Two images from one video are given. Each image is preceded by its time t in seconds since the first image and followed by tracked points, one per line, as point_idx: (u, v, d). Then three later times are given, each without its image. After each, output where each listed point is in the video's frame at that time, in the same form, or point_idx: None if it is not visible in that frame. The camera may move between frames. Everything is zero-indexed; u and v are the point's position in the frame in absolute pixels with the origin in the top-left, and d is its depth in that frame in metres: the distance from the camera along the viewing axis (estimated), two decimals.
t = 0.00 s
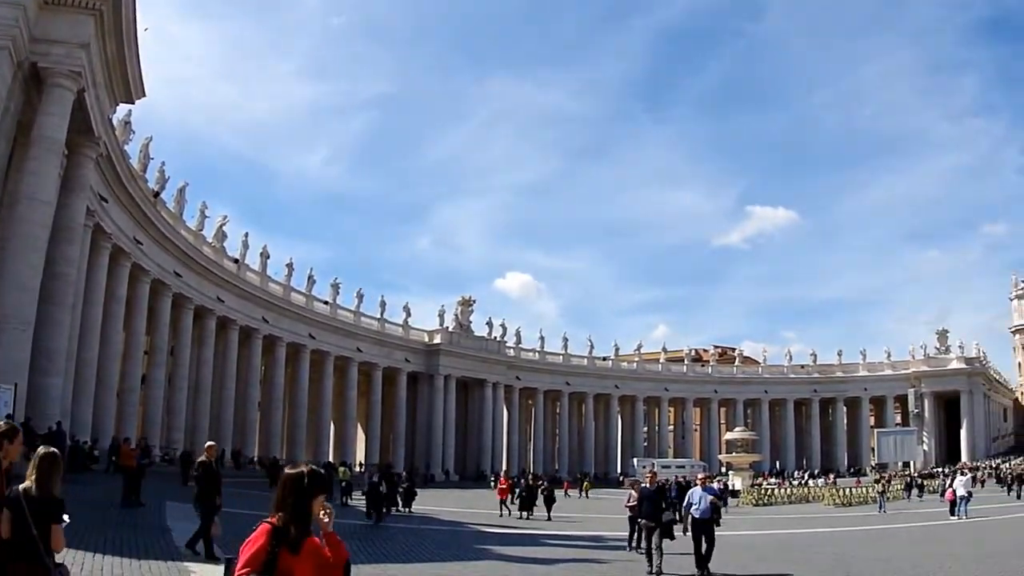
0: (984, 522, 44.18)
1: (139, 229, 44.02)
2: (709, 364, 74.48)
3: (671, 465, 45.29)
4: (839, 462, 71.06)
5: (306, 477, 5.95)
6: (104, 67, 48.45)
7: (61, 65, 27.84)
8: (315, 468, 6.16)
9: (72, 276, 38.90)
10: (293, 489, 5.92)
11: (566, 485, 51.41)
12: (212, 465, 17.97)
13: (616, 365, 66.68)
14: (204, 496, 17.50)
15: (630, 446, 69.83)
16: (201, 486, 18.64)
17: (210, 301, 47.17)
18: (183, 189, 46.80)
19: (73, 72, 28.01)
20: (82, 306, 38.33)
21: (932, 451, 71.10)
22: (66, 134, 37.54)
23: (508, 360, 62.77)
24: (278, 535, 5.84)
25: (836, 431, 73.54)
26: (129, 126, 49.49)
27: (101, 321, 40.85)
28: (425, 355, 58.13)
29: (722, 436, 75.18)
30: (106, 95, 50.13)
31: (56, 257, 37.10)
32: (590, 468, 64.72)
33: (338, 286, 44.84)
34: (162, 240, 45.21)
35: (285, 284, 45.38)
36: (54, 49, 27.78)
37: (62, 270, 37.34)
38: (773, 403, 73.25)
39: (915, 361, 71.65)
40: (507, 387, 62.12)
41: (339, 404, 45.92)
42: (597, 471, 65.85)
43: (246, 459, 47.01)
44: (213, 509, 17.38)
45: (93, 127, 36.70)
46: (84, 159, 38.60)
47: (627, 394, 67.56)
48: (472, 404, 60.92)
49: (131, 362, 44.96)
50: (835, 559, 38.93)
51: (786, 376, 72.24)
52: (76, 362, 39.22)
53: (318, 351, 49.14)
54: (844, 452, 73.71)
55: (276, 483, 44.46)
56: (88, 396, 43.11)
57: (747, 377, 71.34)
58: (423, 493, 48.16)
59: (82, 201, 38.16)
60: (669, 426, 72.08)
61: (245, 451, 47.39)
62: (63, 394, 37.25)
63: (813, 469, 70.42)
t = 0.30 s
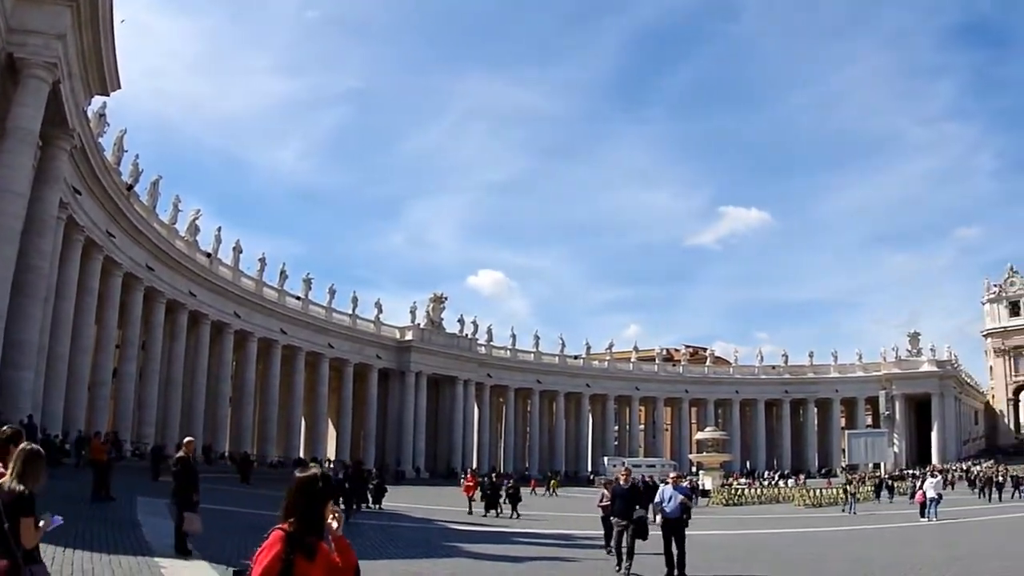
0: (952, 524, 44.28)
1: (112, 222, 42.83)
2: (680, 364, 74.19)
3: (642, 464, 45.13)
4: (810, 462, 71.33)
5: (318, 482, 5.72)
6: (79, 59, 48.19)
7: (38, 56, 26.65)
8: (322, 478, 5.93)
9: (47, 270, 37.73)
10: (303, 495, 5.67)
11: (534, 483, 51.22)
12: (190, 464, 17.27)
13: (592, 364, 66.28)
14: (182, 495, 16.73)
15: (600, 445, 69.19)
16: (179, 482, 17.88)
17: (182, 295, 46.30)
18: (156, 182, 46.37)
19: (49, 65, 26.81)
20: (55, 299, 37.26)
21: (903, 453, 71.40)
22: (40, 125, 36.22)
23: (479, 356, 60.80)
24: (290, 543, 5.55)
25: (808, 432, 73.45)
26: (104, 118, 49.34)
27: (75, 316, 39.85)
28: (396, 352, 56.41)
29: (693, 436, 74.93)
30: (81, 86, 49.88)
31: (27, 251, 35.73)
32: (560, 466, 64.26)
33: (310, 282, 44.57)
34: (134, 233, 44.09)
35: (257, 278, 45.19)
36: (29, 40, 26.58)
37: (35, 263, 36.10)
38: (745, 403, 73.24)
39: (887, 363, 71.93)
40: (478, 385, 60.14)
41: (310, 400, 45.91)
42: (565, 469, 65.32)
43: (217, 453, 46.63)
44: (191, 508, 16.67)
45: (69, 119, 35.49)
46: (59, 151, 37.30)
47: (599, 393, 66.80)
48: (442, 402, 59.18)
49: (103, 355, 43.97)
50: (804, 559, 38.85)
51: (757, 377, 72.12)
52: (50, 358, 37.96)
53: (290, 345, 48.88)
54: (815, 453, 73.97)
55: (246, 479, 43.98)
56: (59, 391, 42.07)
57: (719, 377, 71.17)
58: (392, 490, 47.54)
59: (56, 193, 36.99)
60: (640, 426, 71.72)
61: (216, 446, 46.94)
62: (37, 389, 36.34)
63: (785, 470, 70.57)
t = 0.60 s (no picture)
0: (924, 524, 44.40)
1: (86, 218, 41.49)
2: (653, 364, 74.00)
3: (616, 463, 45.04)
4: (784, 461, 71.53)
5: (339, 482, 5.56)
6: (55, 55, 48.02)
7: (13, 51, 25.08)
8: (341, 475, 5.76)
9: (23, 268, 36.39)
10: (321, 494, 5.50)
11: (508, 482, 51.11)
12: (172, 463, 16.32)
13: (568, 363, 66.14)
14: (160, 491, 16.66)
15: (573, 444, 68.99)
16: (157, 480, 17.75)
17: (155, 292, 45.27)
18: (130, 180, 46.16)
19: (26, 59, 25.26)
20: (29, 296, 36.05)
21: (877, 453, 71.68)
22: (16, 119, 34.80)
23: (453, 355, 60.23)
24: (305, 544, 5.40)
25: (781, 433, 73.69)
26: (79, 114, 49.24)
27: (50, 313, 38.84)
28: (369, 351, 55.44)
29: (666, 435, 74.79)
30: (57, 82, 49.69)
31: None
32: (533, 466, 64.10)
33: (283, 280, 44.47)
34: (108, 229, 42.83)
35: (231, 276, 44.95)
36: (6, 35, 24.99)
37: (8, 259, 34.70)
38: (718, 402, 73.34)
39: (861, 363, 72.27)
40: (452, 384, 59.80)
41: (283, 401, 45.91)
42: (539, 469, 65.11)
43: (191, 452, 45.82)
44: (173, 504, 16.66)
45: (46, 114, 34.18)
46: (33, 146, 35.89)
47: (572, 392, 66.48)
48: (415, 401, 58.64)
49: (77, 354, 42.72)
50: (778, 558, 38.87)
51: (730, 377, 72.22)
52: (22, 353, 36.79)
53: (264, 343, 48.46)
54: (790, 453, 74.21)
55: (219, 478, 43.54)
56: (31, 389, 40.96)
57: (692, 377, 71.28)
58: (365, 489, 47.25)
59: (31, 189, 35.76)
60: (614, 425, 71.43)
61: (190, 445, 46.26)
62: (10, 385, 35.51)
63: (760, 469, 70.70)
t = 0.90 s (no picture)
0: (898, 524, 44.44)
1: (62, 212, 40.29)
2: (628, 363, 73.77)
3: (591, 462, 44.92)
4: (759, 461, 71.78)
5: (362, 491, 5.26)
6: (34, 48, 47.69)
7: None
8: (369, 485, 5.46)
9: None
10: (344, 503, 5.22)
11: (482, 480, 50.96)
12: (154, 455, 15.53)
13: (543, 362, 65.92)
14: (142, 489, 16.07)
15: (548, 443, 68.85)
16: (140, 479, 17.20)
17: (132, 288, 44.37)
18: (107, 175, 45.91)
19: (5, 53, 23.59)
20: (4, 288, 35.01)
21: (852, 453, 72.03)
22: None
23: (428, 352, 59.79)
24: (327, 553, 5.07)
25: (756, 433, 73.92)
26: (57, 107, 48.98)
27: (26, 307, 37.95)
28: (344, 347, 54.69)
29: (640, 434, 74.63)
30: (35, 75, 49.28)
31: None
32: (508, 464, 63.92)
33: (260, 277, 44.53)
34: (85, 224, 41.69)
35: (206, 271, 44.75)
36: None
37: None
38: (693, 402, 73.42)
39: (836, 364, 72.69)
40: (427, 382, 59.51)
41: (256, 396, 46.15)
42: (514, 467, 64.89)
43: (166, 449, 45.14)
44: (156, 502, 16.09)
45: (23, 106, 33.02)
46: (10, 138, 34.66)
47: (549, 390, 66.26)
48: (390, 397, 58.27)
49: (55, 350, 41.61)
50: (752, 558, 38.79)
51: (705, 377, 72.34)
52: None
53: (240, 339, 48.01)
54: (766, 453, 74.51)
55: (195, 475, 43.11)
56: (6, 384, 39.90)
57: (668, 377, 71.40)
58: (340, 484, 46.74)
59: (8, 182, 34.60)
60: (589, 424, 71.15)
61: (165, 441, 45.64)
62: None
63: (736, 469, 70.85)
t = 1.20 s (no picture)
0: (872, 525, 44.49)
1: (40, 205, 39.01)
2: (602, 362, 73.64)
3: (564, 461, 44.91)
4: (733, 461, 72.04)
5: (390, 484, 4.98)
6: (14, 39, 47.46)
7: None
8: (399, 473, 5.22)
9: None
10: (372, 499, 4.95)
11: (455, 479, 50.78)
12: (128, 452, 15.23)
13: (518, 360, 65.83)
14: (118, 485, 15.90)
15: (522, 442, 68.77)
16: (115, 472, 17.10)
17: (108, 282, 43.54)
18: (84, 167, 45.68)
19: None
20: None
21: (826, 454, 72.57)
22: None
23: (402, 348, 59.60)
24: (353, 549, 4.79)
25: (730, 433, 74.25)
26: (35, 99, 48.85)
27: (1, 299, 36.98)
28: (318, 344, 54.52)
29: (614, 433, 74.48)
30: (14, 67, 49.02)
31: None
32: (481, 462, 63.68)
33: (234, 271, 44.60)
34: (62, 217, 40.53)
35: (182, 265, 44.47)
36: None
37: None
38: (667, 402, 73.59)
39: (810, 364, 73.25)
40: (401, 379, 59.43)
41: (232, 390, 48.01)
42: (487, 466, 64.70)
43: (140, 443, 44.87)
44: (133, 499, 15.88)
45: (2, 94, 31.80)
46: None
47: (523, 389, 66.19)
48: (365, 394, 58.13)
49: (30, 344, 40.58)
50: (727, 557, 38.72)
51: (679, 376, 72.55)
52: None
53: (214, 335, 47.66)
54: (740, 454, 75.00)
55: (168, 470, 42.73)
56: None
57: (642, 376, 71.54)
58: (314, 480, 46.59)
59: None
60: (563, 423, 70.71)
61: (139, 436, 45.31)
62: None
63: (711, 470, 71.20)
